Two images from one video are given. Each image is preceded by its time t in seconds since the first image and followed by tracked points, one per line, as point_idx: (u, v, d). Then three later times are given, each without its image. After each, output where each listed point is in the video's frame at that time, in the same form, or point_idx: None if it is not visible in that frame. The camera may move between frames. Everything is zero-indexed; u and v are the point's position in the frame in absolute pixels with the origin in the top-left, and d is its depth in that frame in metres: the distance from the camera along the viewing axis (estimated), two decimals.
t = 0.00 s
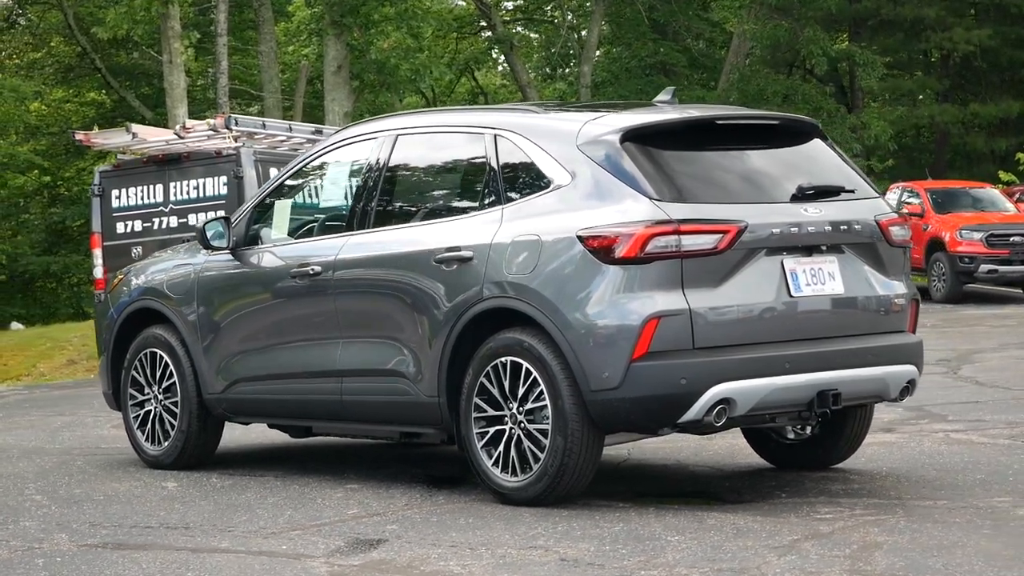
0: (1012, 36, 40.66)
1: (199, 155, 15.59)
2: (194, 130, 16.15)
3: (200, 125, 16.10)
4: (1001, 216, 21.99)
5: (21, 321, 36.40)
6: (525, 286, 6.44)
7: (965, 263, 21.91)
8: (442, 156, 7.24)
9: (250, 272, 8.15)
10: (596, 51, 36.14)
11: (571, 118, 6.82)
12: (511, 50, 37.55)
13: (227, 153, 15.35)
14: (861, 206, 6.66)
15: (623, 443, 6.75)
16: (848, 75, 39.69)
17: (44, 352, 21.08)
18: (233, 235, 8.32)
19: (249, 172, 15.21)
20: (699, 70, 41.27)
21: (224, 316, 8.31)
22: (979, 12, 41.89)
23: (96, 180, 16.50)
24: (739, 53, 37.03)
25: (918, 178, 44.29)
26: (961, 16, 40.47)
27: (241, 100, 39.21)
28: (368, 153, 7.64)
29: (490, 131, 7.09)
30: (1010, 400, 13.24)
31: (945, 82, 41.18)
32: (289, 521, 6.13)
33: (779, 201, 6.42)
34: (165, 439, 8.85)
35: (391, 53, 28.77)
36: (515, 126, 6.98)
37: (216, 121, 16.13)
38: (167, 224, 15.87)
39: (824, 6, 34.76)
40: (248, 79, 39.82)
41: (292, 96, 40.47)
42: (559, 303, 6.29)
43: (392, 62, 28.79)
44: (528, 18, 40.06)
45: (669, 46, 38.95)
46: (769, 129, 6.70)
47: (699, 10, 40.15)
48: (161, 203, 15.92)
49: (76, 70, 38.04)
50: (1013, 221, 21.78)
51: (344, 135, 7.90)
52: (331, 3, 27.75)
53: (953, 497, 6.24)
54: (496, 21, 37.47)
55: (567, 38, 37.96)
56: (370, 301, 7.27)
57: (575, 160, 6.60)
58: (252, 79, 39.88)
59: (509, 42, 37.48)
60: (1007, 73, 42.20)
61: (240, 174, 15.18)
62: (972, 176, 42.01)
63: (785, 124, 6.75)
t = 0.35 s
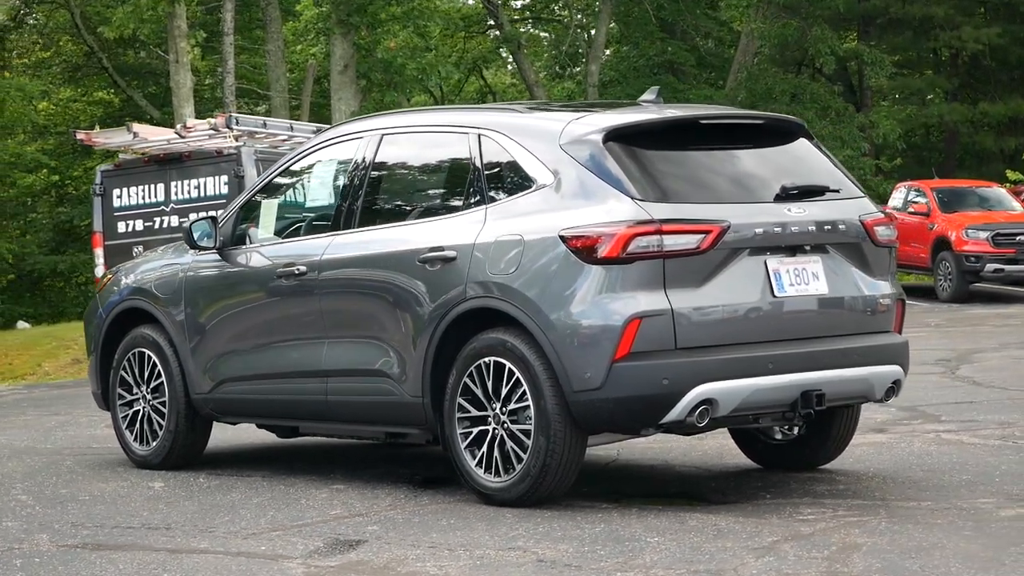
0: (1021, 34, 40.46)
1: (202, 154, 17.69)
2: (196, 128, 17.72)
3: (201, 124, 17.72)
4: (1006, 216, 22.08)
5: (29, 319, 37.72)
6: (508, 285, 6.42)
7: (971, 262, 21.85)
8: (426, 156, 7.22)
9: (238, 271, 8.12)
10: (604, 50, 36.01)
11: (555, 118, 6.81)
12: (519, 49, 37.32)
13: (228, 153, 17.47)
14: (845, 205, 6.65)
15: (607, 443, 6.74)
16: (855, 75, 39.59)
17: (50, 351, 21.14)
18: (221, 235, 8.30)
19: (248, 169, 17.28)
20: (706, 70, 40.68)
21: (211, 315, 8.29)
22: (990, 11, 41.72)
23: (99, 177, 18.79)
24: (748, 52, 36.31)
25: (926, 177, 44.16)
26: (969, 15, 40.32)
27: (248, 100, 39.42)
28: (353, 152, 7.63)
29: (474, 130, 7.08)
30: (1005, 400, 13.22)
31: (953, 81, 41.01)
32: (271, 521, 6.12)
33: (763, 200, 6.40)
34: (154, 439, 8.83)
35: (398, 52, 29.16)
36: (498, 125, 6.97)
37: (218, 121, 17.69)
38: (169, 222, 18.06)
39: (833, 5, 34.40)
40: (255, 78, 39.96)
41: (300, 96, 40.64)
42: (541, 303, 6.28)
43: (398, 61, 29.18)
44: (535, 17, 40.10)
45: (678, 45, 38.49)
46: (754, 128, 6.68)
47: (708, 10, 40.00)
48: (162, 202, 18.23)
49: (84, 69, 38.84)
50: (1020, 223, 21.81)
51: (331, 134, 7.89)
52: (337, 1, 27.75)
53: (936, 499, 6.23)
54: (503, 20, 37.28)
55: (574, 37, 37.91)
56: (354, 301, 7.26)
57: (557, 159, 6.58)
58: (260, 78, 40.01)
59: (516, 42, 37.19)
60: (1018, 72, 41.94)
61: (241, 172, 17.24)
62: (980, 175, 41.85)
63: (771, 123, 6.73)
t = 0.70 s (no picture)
0: None
1: (212, 152, 19.39)
2: (206, 128, 19.30)
3: (210, 123, 19.21)
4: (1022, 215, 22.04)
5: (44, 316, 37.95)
6: (498, 286, 6.40)
7: (987, 262, 21.85)
8: (419, 156, 7.21)
9: (232, 272, 8.11)
10: (620, 50, 35.92)
11: (545, 118, 6.80)
12: (536, 49, 37.30)
13: (238, 152, 19.13)
14: (837, 206, 6.62)
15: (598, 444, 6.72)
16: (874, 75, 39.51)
17: (65, 351, 21.38)
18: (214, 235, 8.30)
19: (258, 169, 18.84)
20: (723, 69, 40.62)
21: (206, 315, 8.28)
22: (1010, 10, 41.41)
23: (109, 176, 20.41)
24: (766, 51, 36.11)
25: (944, 177, 43.88)
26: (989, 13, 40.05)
27: (264, 99, 39.56)
28: (346, 153, 7.62)
29: (466, 130, 7.06)
30: (1007, 400, 13.20)
31: (973, 80, 40.72)
32: (260, 521, 6.12)
33: (753, 201, 6.38)
34: (149, 439, 8.82)
35: (416, 52, 29.18)
36: (490, 125, 6.96)
37: (228, 120, 19.07)
38: (180, 219, 19.78)
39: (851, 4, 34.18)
40: (271, 77, 40.08)
41: (315, 95, 40.75)
42: (530, 303, 6.26)
43: (415, 61, 29.19)
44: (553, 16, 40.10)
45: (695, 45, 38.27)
46: (746, 128, 6.67)
47: (726, 9, 39.68)
48: (174, 200, 19.90)
49: (102, 68, 39.34)
50: None
51: (325, 135, 7.87)
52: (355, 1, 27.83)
53: (927, 499, 6.20)
54: (519, 19, 37.25)
55: (591, 36, 37.96)
56: (347, 300, 7.24)
57: (547, 160, 6.57)
58: (276, 77, 40.16)
59: (533, 41, 36.86)
60: None
61: (252, 172, 18.82)
62: (1000, 175, 41.57)
63: (763, 123, 6.70)
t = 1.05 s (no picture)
0: None
1: (217, 154, 20.00)
2: (210, 128, 19.73)
3: (217, 124, 19.72)
4: None
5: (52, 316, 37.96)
6: (487, 287, 6.39)
7: (996, 262, 21.84)
8: (409, 156, 7.20)
9: (223, 272, 8.10)
10: (631, 51, 35.72)
11: (534, 118, 6.78)
12: (547, 49, 37.19)
13: (242, 152, 19.72)
14: (827, 207, 6.60)
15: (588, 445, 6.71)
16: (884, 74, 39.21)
17: (74, 351, 21.46)
18: (206, 236, 8.28)
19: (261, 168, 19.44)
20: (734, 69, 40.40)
21: (198, 315, 8.27)
22: None
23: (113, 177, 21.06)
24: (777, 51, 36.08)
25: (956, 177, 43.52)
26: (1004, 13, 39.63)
27: (274, 99, 39.57)
28: (336, 153, 7.61)
29: (455, 129, 7.06)
30: (1007, 401, 13.17)
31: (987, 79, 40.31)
32: (247, 522, 6.12)
33: (742, 201, 6.36)
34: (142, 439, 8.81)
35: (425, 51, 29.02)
36: (479, 125, 6.95)
37: (233, 121, 19.58)
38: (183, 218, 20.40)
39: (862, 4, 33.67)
40: (281, 76, 40.06)
41: (326, 95, 40.68)
42: (518, 304, 6.25)
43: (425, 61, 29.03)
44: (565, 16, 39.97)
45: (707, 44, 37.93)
46: (735, 129, 6.65)
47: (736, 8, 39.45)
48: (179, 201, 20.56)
49: (114, 67, 39.45)
50: None
51: (316, 135, 7.86)
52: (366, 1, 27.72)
53: (916, 501, 6.18)
54: (530, 18, 37.12)
55: (602, 36, 37.85)
56: (336, 302, 7.24)
57: (536, 161, 6.55)
58: (287, 77, 40.17)
59: (544, 41, 36.80)
60: None
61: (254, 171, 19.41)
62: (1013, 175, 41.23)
63: (752, 123, 6.69)
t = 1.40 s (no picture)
0: None
1: (227, 152, 20.20)
2: (221, 128, 20.20)
3: (226, 123, 20.15)
4: None
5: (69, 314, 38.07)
6: (478, 286, 6.37)
7: (1012, 262, 21.81)
8: (403, 155, 7.19)
9: (219, 271, 8.08)
10: (648, 51, 35.65)
11: (528, 116, 6.76)
12: (564, 48, 37.25)
13: (252, 151, 19.81)
14: (821, 206, 6.56)
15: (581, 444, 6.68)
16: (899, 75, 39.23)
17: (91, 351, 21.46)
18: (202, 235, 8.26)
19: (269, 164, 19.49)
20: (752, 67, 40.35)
21: (193, 314, 8.25)
22: None
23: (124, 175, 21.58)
24: (795, 49, 36.22)
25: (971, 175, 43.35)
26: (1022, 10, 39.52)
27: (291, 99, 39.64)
28: (331, 153, 7.59)
29: (447, 128, 7.04)
30: (1012, 401, 13.12)
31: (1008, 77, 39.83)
32: (237, 522, 6.10)
33: (734, 200, 6.33)
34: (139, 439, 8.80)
35: (441, 50, 28.74)
36: (473, 124, 6.93)
37: (243, 119, 20.05)
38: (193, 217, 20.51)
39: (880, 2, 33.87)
40: (298, 77, 40.14)
41: (341, 95, 40.69)
42: (510, 303, 6.22)
43: (441, 59, 28.79)
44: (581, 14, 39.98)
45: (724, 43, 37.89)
46: (730, 128, 6.62)
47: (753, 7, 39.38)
48: (188, 200, 20.86)
49: (130, 67, 39.50)
50: None
51: (312, 133, 7.84)
52: None
53: (911, 501, 6.15)
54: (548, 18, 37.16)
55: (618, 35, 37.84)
56: (330, 301, 7.21)
57: (528, 159, 6.53)
58: (304, 77, 40.31)
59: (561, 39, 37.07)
60: None
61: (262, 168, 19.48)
62: None
63: (745, 122, 6.66)
